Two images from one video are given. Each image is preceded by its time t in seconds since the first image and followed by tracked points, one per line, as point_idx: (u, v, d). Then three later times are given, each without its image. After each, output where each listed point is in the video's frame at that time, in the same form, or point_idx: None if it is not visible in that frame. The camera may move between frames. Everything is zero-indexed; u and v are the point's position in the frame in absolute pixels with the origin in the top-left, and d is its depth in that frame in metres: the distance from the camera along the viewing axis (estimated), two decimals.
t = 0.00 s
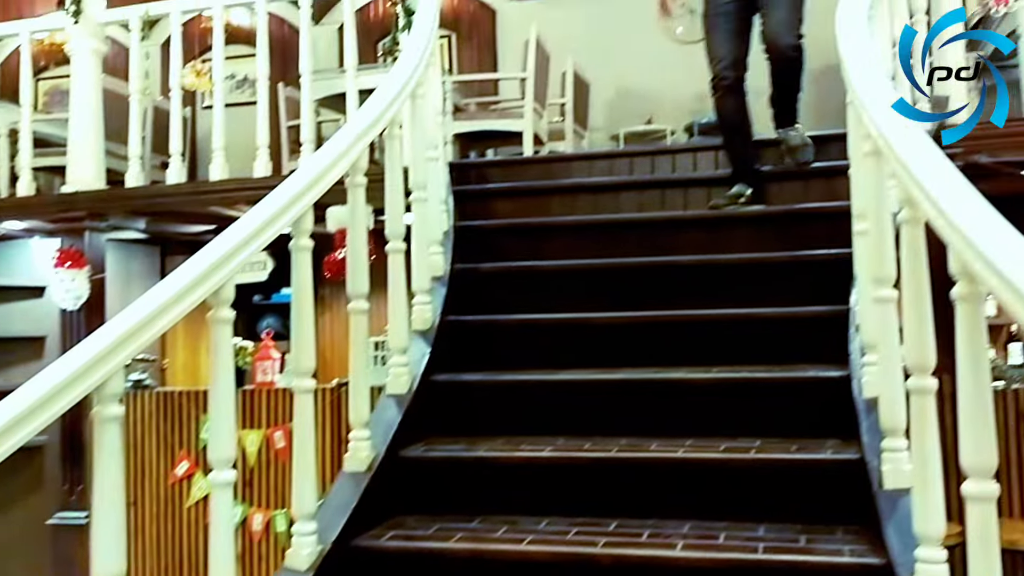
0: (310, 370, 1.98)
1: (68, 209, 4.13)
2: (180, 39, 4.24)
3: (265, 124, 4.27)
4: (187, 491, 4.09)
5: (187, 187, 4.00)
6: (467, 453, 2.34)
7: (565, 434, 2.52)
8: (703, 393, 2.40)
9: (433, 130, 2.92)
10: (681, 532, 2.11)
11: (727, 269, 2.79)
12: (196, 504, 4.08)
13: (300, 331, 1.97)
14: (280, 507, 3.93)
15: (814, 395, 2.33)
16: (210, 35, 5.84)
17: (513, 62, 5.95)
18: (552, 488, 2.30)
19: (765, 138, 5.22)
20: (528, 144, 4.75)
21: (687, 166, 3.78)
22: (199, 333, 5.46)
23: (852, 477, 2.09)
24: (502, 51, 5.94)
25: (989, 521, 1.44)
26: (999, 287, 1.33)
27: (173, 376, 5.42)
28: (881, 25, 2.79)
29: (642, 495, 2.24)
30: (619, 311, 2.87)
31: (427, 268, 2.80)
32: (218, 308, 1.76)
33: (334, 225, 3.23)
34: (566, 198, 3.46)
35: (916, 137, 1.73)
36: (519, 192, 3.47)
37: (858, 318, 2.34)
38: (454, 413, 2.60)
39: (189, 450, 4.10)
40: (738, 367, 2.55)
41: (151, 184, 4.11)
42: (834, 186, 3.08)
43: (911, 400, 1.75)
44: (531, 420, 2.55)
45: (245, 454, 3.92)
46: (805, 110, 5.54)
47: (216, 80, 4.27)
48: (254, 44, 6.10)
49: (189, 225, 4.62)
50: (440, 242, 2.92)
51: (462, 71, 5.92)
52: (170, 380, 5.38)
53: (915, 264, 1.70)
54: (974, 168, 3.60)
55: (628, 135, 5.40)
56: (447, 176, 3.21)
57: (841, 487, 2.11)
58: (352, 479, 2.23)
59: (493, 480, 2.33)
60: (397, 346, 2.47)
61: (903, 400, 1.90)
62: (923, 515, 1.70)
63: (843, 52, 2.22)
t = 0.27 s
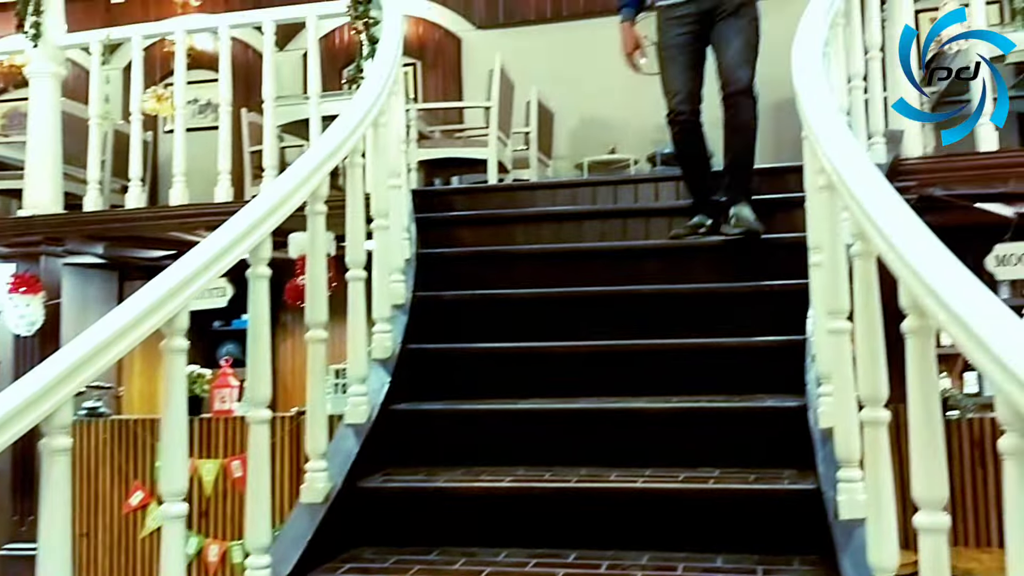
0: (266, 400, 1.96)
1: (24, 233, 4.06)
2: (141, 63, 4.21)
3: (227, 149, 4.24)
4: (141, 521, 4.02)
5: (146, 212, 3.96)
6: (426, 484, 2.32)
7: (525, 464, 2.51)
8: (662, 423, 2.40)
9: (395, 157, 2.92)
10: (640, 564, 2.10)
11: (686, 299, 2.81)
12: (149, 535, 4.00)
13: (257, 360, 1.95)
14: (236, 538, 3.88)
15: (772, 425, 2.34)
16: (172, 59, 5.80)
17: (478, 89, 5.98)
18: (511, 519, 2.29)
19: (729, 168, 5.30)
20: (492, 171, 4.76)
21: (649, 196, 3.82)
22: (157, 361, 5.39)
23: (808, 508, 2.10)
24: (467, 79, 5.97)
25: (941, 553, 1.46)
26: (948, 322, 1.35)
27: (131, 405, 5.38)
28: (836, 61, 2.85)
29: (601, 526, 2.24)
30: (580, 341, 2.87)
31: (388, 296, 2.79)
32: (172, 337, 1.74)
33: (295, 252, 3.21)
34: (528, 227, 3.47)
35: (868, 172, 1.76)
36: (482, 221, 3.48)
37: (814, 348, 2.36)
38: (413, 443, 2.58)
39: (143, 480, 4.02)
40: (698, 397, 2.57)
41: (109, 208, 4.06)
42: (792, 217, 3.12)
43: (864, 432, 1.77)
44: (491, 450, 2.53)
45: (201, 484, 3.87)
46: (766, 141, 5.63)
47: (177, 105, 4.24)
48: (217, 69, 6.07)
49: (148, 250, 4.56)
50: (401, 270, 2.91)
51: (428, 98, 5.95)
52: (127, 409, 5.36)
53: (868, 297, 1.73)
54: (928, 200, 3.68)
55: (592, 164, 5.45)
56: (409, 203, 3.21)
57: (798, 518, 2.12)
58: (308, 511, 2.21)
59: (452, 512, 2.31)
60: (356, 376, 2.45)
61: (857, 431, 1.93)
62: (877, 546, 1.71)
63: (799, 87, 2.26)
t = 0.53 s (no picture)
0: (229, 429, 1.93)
1: None
2: (108, 86, 4.18)
3: (195, 173, 4.22)
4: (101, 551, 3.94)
5: (110, 237, 3.92)
6: (393, 513, 2.30)
7: (493, 492, 2.49)
8: (630, 451, 2.40)
9: (363, 183, 2.91)
10: None
11: (654, 326, 2.82)
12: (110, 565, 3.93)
13: (220, 389, 1.92)
14: (199, 567, 3.82)
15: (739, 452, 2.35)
16: (139, 82, 5.78)
17: (448, 114, 5.99)
18: (478, 548, 2.27)
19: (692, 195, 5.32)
20: (461, 197, 4.77)
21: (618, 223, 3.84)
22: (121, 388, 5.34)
23: (775, 536, 2.10)
24: (438, 104, 5.98)
25: None
26: (909, 353, 1.36)
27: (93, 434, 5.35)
28: (800, 91, 2.90)
29: (569, 555, 2.22)
30: (549, 367, 2.87)
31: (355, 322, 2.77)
32: (133, 365, 1.71)
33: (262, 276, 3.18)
34: (497, 252, 3.47)
35: (831, 202, 1.78)
36: (451, 246, 3.48)
37: (779, 375, 2.38)
38: (380, 471, 2.55)
39: (104, 508, 3.95)
40: (665, 424, 2.57)
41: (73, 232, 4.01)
42: (758, 245, 3.16)
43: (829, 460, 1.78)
44: (458, 478, 2.52)
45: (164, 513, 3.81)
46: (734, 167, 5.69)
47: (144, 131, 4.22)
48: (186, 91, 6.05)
49: (113, 274, 4.51)
50: (370, 295, 2.90)
51: (399, 123, 5.96)
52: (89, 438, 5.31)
53: (831, 326, 1.75)
54: (892, 228, 3.74)
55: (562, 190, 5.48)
56: (378, 229, 3.20)
57: (765, 547, 2.12)
58: (272, 542, 2.18)
59: (419, 541, 2.29)
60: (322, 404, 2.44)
61: (822, 459, 1.94)
62: None
63: (763, 117, 2.29)
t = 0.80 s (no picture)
0: (203, 455, 1.92)
1: None
2: (86, 107, 4.17)
3: (173, 194, 4.20)
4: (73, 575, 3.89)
5: (86, 258, 3.89)
6: (368, 539, 2.29)
7: (469, 517, 2.49)
8: (606, 476, 2.41)
9: (341, 207, 2.91)
10: None
11: (632, 350, 2.83)
12: None
13: (194, 415, 1.91)
14: None
15: (714, 477, 2.36)
16: (117, 102, 5.76)
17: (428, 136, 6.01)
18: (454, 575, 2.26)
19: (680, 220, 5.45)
20: (441, 219, 4.77)
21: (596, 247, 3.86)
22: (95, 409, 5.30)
23: (750, 562, 2.11)
24: (418, 126, 6.00)
25: None
26: (877, 383, 1.38)
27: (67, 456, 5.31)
28: (774, 119, 2.94)
29: None
30: (526, 390, 2.87)
31: (332, 345, 2.76)
32: (105, 392, 1.69)
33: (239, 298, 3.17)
34: (475, 275, 3.48)
35: (802, 232, 1.81)
36: (429, 269, 3.48)
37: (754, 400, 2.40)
38: (356, 496, 2.54)
39: (77, 532, 3.91)
40: (642, 448, 2.58)
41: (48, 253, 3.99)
42: (734, 269, 3.18)
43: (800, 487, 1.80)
44: (435, 504, 2.51)
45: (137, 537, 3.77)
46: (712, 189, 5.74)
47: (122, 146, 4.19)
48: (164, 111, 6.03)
49: (89, 295, 4.47)
50: (347, 318, 2.90)
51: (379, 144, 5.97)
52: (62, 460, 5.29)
53: (802, 354, 1.77)
54: (865, 252, 3.79)
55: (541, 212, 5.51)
56: (356, 252, 3.20)
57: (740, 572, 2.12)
58: (245, 569, 2.16)
59: (395, 567, 2.28)
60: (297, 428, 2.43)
61: (794, 484, 1.96)
62: None
63: (737, 145, 2.31)
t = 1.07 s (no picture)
0: (187, 472, 1.91)
1: None
2: (70, 121, 4.16)
3: (156, 208, 4.19)
4: None
5: (69, 272, 3.88)
6: (353, 556, 2.28)
7: (454, 533, 2.48)
8: (590, 491, 2.42)
9: (326, 222, 2.91)
10: None
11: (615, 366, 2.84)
12: None
13: (178, 431, 1.91)
14: None
15: (698, 493, 2.37)
16: (101, 115, 5.75)
17: (414, 151, 6.02)
18: None
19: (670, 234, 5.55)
20: (426, 233, 4.77)
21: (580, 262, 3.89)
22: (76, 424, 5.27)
23: None
24: (404, 141, 6.01)
25: None
26: (855, 399, 1.40)
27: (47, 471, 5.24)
28: (756, 137, 2.98)
29: None
30: (510, 406, 2.88)
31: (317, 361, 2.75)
32: (88, 409, 1.69)
33: (224, 312, 3.16)
34: (460, 291, 3.48)
35: (783, 250, 1.83)
36: (415, 284, 3.49)
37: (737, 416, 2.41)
38: (341, 512, 2.53)
39: (57, 549, 3.87)
40: (626, 463, 2.59)
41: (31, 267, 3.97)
42: (716, 285, 3.20)
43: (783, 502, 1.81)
44: (420, 519, 2.51)
45: (118, 553, 3.75)
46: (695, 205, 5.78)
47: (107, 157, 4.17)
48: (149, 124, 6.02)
49: (72, 309, 4.45)
50: (332, 334, 2.90)
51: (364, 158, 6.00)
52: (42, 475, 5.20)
53: (784, 371, 1.79)
54: (847, 268, 3.82)
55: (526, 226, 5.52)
56: (341, 267, 3.20)
57: None
58: None
59: None
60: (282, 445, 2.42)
61: (777, 499, 1.97)
62: None
63: (720, 164, 2.34)
